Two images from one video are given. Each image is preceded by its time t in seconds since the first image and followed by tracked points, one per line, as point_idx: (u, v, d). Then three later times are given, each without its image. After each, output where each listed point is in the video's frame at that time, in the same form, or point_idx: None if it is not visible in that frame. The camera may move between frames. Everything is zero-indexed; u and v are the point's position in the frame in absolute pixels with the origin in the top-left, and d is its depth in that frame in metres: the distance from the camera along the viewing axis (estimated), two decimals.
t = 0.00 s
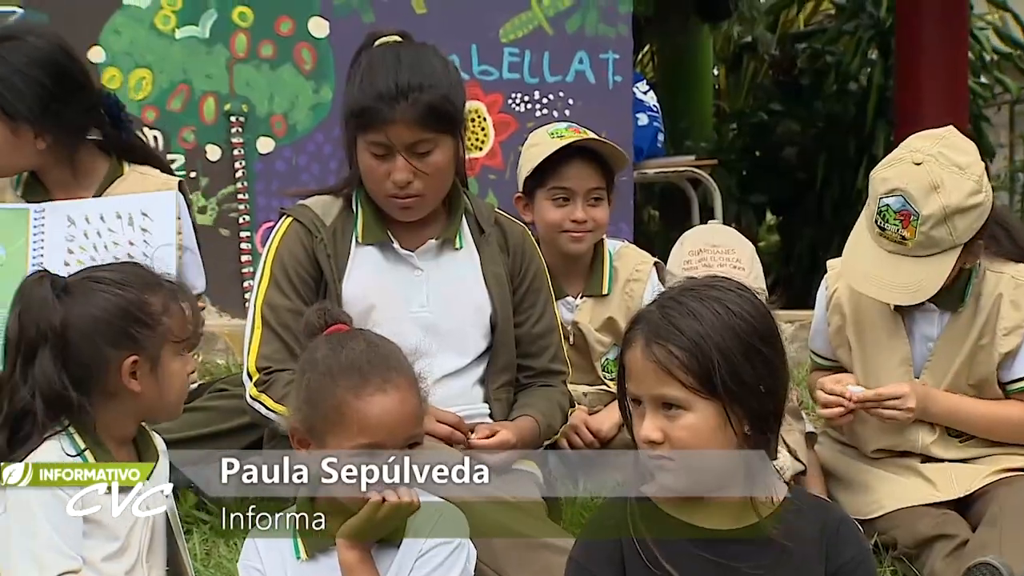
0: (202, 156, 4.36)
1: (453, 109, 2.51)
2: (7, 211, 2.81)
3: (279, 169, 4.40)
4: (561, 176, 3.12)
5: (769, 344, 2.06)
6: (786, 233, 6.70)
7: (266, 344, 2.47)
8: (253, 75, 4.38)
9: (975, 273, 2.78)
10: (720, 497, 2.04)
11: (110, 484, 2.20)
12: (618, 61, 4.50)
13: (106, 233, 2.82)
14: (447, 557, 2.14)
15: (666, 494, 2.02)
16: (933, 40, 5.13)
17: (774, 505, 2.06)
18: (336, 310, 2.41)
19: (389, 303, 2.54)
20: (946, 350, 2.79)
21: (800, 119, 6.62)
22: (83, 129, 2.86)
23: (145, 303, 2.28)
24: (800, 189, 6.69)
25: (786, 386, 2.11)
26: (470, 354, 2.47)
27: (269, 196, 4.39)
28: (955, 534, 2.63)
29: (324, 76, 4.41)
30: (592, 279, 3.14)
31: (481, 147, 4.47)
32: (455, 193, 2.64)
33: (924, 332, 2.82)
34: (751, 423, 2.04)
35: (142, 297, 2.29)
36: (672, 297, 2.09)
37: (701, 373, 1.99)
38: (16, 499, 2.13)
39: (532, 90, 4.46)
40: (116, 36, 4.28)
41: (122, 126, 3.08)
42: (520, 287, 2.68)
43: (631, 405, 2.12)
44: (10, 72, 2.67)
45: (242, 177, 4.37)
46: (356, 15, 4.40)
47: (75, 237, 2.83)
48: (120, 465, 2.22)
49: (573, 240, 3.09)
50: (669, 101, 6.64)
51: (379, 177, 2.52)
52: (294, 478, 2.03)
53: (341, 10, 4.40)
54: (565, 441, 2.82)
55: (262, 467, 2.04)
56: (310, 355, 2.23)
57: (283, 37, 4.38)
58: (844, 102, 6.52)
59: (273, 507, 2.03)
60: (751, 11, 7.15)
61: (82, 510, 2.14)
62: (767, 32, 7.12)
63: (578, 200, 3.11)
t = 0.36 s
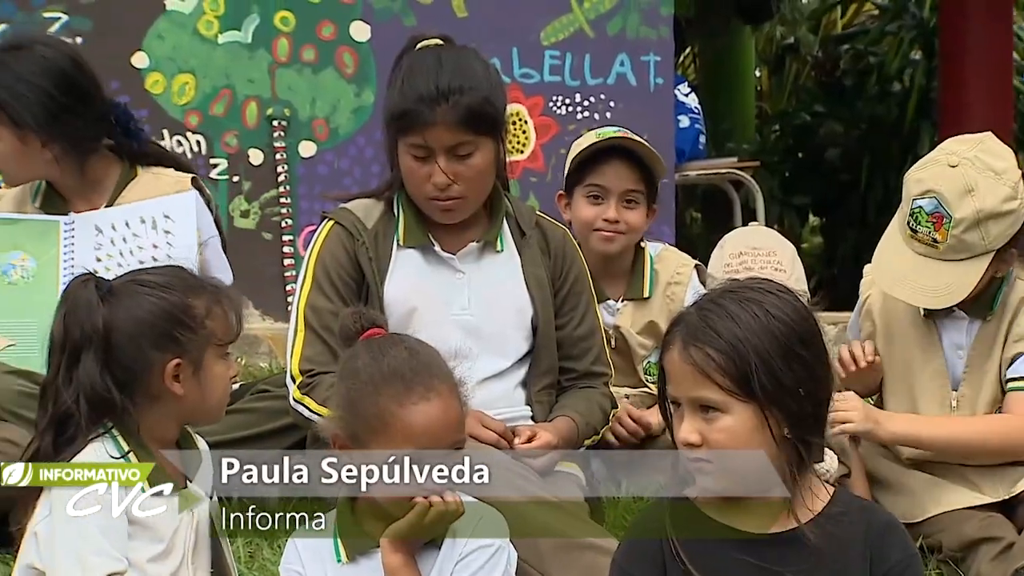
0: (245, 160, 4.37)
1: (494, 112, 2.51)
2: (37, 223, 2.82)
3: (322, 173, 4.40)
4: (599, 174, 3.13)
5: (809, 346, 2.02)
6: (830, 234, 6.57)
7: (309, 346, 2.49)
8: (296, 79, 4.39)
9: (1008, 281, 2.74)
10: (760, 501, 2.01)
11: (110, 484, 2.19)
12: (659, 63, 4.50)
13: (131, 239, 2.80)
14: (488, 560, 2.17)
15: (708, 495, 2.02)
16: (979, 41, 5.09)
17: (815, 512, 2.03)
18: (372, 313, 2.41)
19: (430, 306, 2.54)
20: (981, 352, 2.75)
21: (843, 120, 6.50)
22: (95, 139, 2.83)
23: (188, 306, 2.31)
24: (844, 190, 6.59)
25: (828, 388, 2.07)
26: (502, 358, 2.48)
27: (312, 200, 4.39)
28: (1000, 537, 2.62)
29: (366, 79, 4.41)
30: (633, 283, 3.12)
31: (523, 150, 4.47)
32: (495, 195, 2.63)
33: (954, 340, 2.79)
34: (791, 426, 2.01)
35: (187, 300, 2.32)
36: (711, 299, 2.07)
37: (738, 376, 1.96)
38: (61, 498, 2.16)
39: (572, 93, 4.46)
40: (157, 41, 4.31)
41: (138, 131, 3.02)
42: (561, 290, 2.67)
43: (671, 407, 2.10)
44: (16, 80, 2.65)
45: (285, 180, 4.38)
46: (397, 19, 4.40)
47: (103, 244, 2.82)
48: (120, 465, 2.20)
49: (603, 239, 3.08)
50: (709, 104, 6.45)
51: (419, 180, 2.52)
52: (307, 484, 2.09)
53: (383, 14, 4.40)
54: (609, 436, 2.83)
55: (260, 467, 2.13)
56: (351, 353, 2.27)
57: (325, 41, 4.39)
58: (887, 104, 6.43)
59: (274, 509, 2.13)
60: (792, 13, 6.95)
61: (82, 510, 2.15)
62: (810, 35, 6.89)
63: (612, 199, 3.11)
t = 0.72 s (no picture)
0: (297, 166, 4.39)
1: (545, 115, 2.52)
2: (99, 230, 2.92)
3: (373, 178, 4.41)
4: (656, 174, 3.11)
5: (868, 351, 1.97)
6: (881, 238, 6.55)
7: (363, 350, 2.50)
8: (347, 84, 4.40)
9: None
10: (815, 505, 1.98)
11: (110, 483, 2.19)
12: (710, 66, 4.43)
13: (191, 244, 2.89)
14: (539, 565, 2.19)
15: (765, 497, 1.97)
16: None
17: (873, 520, 1.97)
18: (425, 318, 2.41)
19: (484, 309, 2.56)
20: None
21: (895, 125, 6.42)
22: (162, 143, 3.01)
23: (239, 310, 2.30)
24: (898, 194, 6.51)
25: (888, 394, 2.01)
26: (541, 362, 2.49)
27: (363, 205, 4.40)
28: None
29: (416, 83, 4.41)
30: (690, 289, 3.12)
31: (574, 154, 4.44)
32: (548, 199, 2.63)
33: (990, 347, 2.71)
34: (848, 431, 1.95)
35: (237, 305, 2.32)
36: (768, 302, 2.03)
37: (793, 378, 1.91)
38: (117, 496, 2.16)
39: (622, 97, 4.42)
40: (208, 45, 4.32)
41: (202, 144, 3.21)
42: (614, 293, 2.66)
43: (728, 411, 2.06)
44: (103, 69, 2.86)
45: (336, 185, 4.40)
46: (447, 24, 4.38)
47: (164, 249, 2.91)
48: (120, 465, 2.20)
49: (658, 242, 3.07)
50: (763, 108, 6.24)
51: (472, 184, 2.53)
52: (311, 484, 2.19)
53: (433, 19, 4.38)
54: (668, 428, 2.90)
55: (262, 468, 2.23)
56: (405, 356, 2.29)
57: (376, 46, 4.39)
58: (939, 107, 6.37)
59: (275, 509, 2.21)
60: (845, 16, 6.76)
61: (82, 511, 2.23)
62: (862, 37, 6.72)
63: (667, 201, 3.10)
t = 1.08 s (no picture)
0: (339, 170, 4.42)
1: (588, 119, 2.53)
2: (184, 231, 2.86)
3: (415, 182, 4.44)
4: (678, 170, 3.20)
5: (914, 351, 1.95)
6: (926, 243, 6.35)
7: (405, 353, 2.51)
8: (389, 89, 4.44)
9: None
10: (868, 510, 1.95)
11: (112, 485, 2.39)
12: (753, 70, 4.50)
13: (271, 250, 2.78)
14: (586, 566, 2.18)
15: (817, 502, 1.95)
16: None
17: (928, 525, 1.95)
18: (475, 320, 2.43)
19: (526, 312, 2.57)
20: None
21: (939, 128, 6.14)
22: (247, 143, 3.02)
23: (283, 313, 2.31)
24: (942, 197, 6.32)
25: (936, 395, 1.99)
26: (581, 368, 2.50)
27: (405, 209, 4.42)
28: None
29: (459, 88, 4.46)
30: (741, 290, 3.09)
31: (614, 158, 4.45)
32: (590, 203, 2.64)
33: None
34: (898, 433, 1.93)
35: (282, 307, 2.32)
36: (812, 306, 2.01)
37: (839, 380, 1.90)
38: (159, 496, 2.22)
39: (665, 101, 4.48)
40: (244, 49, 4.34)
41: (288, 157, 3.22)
42: (656, 296, 2.66)
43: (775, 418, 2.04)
44: (202, 62, 2.92)
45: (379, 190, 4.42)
46: (490, 27, 4.45)
47: (244, 253, 2.81)
48: (119, 467, 2.32)
49: (672, 231, 3.16)
50: (804, 113, 5.95)
51: (515, 189, 2.54)
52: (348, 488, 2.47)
53: (476, 22, 4.45)
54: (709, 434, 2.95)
55: (263, 468, 2.32)
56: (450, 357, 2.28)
57: (418, 51, 4.44)
58: (984, 110, 6.01)
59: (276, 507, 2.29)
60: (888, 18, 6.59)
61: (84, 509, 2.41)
62: (905, 40, 6.48)
63: (682, 193, 3.16)
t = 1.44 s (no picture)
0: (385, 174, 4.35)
1: (632, 123, 2.53)
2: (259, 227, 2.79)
3: (460, 186, 4.39)
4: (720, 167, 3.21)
5: (971, 356, 1.96)
6: (971, 246, 6.24)
7: (450, 356, 2.53)
8: (434, 93, 4.38)
9: None
10: (919, 515, 1.95)
11: (109, 483, 2.42)
12: (797, 73, 4.44)
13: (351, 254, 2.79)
14: (630, 569, 2.19)
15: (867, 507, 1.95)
16: None
17: (975, 528, 1.95)
18: (516, 323, 2.44)
19: (571, 314, 2.58)
20: None
21: (983, 130, 6.04)
22: (338, 144, 3.06)
23: (336, 315, 2.34)
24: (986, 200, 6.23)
25: (989, 400, 2.00)
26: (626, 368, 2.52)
27: (450, 213, 4.36)
28: None
29: (503, 91, 4.40)
30: (789, 288, 3.11)
31: (659, 160, 4.42)
32: (634, 205, 2.66)
33: None
34: (956, 438, 1.93)
35: (335, 309, 2.35)
36: (870, 310, 2.02)
37: (905, 384, 1.90)
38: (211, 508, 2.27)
39: (709, 104, 4.41)
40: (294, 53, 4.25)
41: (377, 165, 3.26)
42: (700, 299, 2.67)
43: (828, 421, 2.04)
44: (306, 64, 2.93)
45: (424, 193, 4.35)
46: (534, 31, 4.37)
47: (320, 255, 2.81)
48: (120, 467, 2.45)
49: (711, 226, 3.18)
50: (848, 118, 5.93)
51: (558, 192, 2.54)
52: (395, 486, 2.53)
53: (520, 27, 4.37)
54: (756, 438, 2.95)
55: (263, 468, 2.30)
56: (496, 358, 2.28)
57: (464, 55, 4.38)
58: None
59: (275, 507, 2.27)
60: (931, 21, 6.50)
61: (82, 510, 2.34)
62: (950, 43, 6.46)
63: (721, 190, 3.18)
